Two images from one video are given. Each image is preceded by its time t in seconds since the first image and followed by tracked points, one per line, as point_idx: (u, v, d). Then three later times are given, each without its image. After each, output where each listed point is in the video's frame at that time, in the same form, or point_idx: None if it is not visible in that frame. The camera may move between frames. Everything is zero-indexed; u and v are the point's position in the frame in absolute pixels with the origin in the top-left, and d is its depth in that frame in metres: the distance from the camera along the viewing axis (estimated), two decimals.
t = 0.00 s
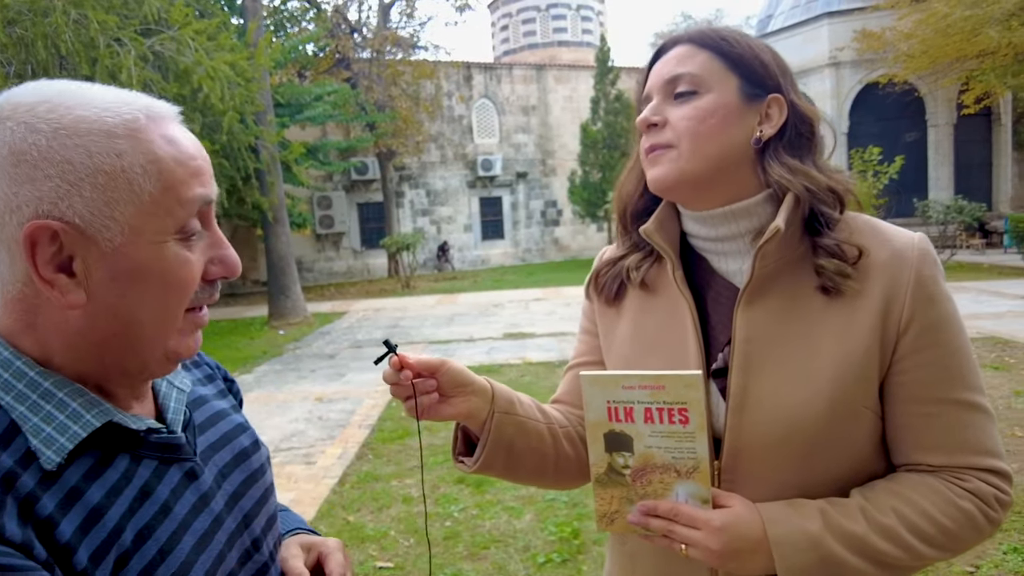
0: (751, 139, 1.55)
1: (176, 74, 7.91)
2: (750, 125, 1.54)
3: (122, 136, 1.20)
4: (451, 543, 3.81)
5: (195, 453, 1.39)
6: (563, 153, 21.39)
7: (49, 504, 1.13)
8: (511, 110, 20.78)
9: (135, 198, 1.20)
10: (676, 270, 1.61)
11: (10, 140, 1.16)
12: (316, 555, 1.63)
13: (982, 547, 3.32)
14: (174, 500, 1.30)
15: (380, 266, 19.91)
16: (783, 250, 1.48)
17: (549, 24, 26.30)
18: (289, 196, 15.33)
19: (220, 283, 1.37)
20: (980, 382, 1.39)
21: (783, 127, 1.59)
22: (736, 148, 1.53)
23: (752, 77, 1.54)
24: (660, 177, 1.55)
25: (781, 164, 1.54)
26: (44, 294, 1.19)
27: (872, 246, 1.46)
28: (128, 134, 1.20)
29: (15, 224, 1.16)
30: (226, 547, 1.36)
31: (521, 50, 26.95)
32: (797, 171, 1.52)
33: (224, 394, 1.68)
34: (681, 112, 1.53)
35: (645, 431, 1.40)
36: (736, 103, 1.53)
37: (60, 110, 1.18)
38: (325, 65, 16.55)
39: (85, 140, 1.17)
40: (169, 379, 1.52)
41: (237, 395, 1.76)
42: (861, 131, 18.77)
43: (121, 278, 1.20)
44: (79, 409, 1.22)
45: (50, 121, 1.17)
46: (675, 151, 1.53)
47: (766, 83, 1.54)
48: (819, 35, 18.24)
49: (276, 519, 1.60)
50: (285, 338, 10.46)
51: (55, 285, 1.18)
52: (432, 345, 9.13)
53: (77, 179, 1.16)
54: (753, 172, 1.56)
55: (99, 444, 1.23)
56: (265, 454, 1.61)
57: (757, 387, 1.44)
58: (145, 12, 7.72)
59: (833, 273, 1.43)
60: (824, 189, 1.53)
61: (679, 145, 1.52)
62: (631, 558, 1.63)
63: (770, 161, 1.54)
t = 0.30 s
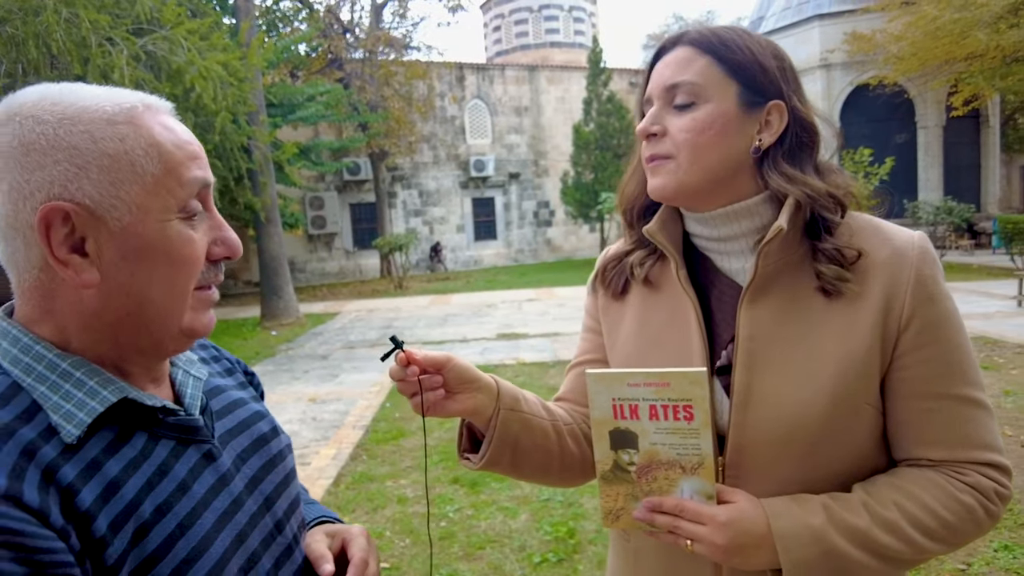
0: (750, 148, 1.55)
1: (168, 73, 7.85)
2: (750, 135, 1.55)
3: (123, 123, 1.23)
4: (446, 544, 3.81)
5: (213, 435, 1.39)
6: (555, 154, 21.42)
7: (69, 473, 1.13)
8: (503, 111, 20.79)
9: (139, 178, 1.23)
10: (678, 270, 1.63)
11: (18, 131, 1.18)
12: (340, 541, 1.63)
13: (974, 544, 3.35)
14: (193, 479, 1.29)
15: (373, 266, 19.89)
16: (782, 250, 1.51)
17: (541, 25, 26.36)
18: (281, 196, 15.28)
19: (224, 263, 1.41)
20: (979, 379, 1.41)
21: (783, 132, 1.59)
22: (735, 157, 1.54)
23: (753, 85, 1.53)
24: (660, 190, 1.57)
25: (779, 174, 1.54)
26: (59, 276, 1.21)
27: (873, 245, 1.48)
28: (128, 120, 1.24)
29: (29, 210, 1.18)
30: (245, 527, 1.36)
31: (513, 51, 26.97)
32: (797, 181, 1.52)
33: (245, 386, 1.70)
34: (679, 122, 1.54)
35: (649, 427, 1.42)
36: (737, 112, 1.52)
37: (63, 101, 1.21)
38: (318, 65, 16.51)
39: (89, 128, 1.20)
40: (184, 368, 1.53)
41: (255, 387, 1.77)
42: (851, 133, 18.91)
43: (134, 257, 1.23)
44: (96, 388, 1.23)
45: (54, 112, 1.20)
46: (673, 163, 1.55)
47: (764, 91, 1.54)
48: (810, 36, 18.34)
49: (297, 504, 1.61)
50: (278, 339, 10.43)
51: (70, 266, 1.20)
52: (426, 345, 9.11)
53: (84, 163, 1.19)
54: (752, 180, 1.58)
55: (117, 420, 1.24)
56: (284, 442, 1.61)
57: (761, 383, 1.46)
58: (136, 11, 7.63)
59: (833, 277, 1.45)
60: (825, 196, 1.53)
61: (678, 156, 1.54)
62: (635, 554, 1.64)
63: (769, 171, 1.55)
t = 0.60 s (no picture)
0: (752, 164, 1.56)
1: (163, 74, 7.79)
2: (753, 151, 1.55)
3: (160, 118, 1.32)
4: (444, 543, 3.82)
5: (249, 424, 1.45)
6: (550, 155, 21.46)
7: (128, 450, 1.21)
8: (498, 112, 20.80)
9: (175, 166, 1.31)
10: (679, 271, 1.65)
11: (65, 126, 1.27)
12: (363, 531, 1.68)
13: (967, 542, 3.38)
14: (233, 462, 1.35)
15: (367, 267, 19.88)
16: (779, 252, 1.52)
17: (536, 26, 26.40)
18: (276, 196, 15.25)
19: (253, 253, 1.49)
20: (972, 376, 1.43)
21: (786, 145, 1.58)
22: (737, 173, 1.54)
23: (759, 99, 1.52)
24: (663, 202, 1.60)
25: (780, 191, 1.54)
26: (104, 260, 1.28)
27: (869, 246, 1.50)
28: (163, 115, 1.33)
29: (76, 196, 1.26)
30: (282, 511, 1.42)
31: (508, 51, 26.99)
32: (796, 198, 1.51)
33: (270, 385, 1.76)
34: (683, 138, 1.53)
35: (652, 423, 1.44)
36: (739, 130, 1.52)
37: (105, 100, 1.29)
38: (312, 66, 16.48)
39: (129, 121, 1.29)
40: (219, 363, 1.60)
41: (279, 387, 1.83)
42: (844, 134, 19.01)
43: (173, 237, 1.30)
44: (150, 370, 1.30)
45: (98, 109, 1.29)
46: (676, 178, 1.56)
47: (770, 104, 1.53)
48: (803, 38, 18.43)
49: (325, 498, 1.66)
50: (272, 339, 10.41)
51: (114, 248, 1.27)
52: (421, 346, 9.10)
53: (125, 152, 1.27)
54: (753, 191, 1.59)
55: (168, 402, 1.31)
56: (311, 436, 1.67)
57: (761, 380, 1.48)
58: (131, 10, 7.60)
59: (827, 288, 1.46)
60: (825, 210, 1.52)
61: (680, 171, 1.55)
62: (636, 551, 1.66)
63: (771, 188, 1.55)
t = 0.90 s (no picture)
0: (746, 174, 1.57)
1: (159, 74, 7.76)
2: (746, 162, 1.56)
3: (196, 120, 1.35)
4: (442, 543, 3.83)
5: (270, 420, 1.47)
6: (546, 155, 21.48)
7: (151, 438, 1.23)
8: (494, 112, 20.82)
9: (211, 166, 1.34)
10: (675, 274, 1.67)
11: (107, 128, 1.31)
12: (380, 529, 1.70)
13: (962, 540, 3.40)
14: (253, 456, 1.37)
15: (364, 267, 19.87)
16: (773, 256, 1.53)
17: (532, 27, 26.43)
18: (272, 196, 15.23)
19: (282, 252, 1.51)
20: (967, 375, 1.45)
21: (780, 155, 1.59)
22: (731, 184, 1.56)
23: (753, 111, 1.53)
24: (656, 210, 1.61)
25: (774, 201, 1.55)
26: (139, 256, 1.32)
27: (865, 247, 1.52)
28: (200, 117, 1.36)
29: (115, 195, 1.30)
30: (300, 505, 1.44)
31: (504, 52, 27.01)
32: (789, 207, 1.52)
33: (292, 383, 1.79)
34: (677, 149, 1.55)
35: (649, 426, 1.45)
36: (733, 143, 1.54)
37: (144, 103, 1.33)
38: (308, 66, 16.47)
39: (166, 124, 1.32)
40: (242, 360, 1.63)
41: (301, 386, 1.86)
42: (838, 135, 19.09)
43: (205, 237, 1.33)
44: (176, 362, 1.33)
45: (138, 111, 1.32)
46: (670, 188, 1.57)
47: (763, 116, 1.54)
48: (798, 39, 18.50)
49: (344, 496, 1.68)
50: (269, 339, 10.40)
51: (149, 245, 1.31)
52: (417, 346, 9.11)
53: (163, 153, 1.31)
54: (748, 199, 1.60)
55: (191, 395, 1.34)
56: (330, 434, 1.69)
57: (758, 382, 1.49)
58: (127, 11, 7.59)
59: (818, 299, 1.47)
60: (817, 220, 1.51)
61: (674, 182, 1.56)
62: (636, 550, 1.67)
63: (764, 198, 1.56)
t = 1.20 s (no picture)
0: (745, 175, 1.58)
1: (156, 74, 7.76)
2: (746, 162, 1.57)
3: (224, 134, 1.34)
4: (440, 544, 3.83)
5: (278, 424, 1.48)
6: (543, 156, 21.51)
7: (156, 443, 1.24)
8: (491, 112, 20.82)
9: (234, 183, 1.33)
10: (672, 271, 1.68)
11: (135, 140, 1.31)
12: (386, 535, 1.69)
13: (958, 539, 3.42)
14: (259, 459, 1.38)
15: (361, 268, 19.85)
16: (771, 256, 1.55)
17: (529, 28, 26.46)
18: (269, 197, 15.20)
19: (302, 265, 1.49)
20: (963, 378, 1.46)
21: (779, 156, 1.60)
22: (730, 185, 1.57)
23: (753, 112, 1.54)
24: (656, 210, 1.63)
25: (773, 201, 1.56)
26: (155, 265, 1.33)
27: (863, 249, 1.53)
28: (228, 132, 1.34)
29: (138, 207, 1.31)
30: (304, 507, 1.45)
31: (501, 53, 27.03)
32: (786, 208, 1.53)
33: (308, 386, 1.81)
34: (677, 148, 1.56)
35: (646, 424, 1.46)
36: (733, 144, 1.55)
37: (174, 115, 1.33)
38: (305, 66, 16.48)
39: (193, 137, 1.32)
40: (257, 361, 1.63)
41: (318, 389, 1.87)
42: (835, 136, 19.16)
43: (222, 253, 1.33)
44: (185, 367, 1.34)
45: (166, 123, 1.32)
46: (670, 188, 1.59)
47: (763, 116, 1.55)
48: (795, 40, 18.57)
49: (352, 498, 1.69)
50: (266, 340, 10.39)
51: (167, 259, 1.32)
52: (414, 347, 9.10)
53: (186, 167, 1.30)
54: (746, 200, 1.62)
55: (199, 399, 1.35)
56: (341, 436, 1.71)
57: (756, 383, 1.50)
58: (124, 11, 7.59)
59: (816, 302, 1.48)
60: (815, 221, 1.52)
61: (674, 182, 1.58)
62: (632, 548, 1.68)
63: (764, 198, 1.57)
